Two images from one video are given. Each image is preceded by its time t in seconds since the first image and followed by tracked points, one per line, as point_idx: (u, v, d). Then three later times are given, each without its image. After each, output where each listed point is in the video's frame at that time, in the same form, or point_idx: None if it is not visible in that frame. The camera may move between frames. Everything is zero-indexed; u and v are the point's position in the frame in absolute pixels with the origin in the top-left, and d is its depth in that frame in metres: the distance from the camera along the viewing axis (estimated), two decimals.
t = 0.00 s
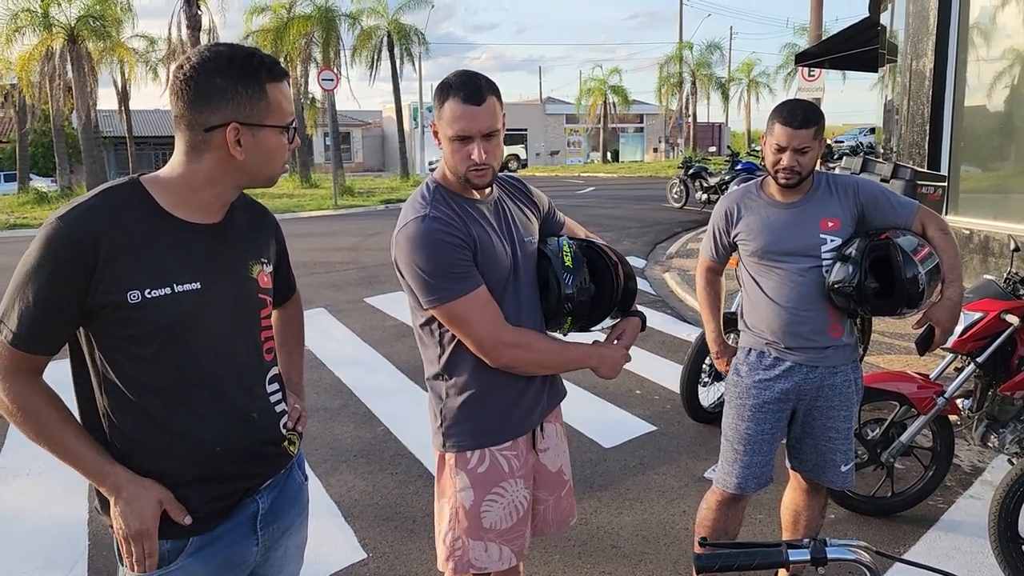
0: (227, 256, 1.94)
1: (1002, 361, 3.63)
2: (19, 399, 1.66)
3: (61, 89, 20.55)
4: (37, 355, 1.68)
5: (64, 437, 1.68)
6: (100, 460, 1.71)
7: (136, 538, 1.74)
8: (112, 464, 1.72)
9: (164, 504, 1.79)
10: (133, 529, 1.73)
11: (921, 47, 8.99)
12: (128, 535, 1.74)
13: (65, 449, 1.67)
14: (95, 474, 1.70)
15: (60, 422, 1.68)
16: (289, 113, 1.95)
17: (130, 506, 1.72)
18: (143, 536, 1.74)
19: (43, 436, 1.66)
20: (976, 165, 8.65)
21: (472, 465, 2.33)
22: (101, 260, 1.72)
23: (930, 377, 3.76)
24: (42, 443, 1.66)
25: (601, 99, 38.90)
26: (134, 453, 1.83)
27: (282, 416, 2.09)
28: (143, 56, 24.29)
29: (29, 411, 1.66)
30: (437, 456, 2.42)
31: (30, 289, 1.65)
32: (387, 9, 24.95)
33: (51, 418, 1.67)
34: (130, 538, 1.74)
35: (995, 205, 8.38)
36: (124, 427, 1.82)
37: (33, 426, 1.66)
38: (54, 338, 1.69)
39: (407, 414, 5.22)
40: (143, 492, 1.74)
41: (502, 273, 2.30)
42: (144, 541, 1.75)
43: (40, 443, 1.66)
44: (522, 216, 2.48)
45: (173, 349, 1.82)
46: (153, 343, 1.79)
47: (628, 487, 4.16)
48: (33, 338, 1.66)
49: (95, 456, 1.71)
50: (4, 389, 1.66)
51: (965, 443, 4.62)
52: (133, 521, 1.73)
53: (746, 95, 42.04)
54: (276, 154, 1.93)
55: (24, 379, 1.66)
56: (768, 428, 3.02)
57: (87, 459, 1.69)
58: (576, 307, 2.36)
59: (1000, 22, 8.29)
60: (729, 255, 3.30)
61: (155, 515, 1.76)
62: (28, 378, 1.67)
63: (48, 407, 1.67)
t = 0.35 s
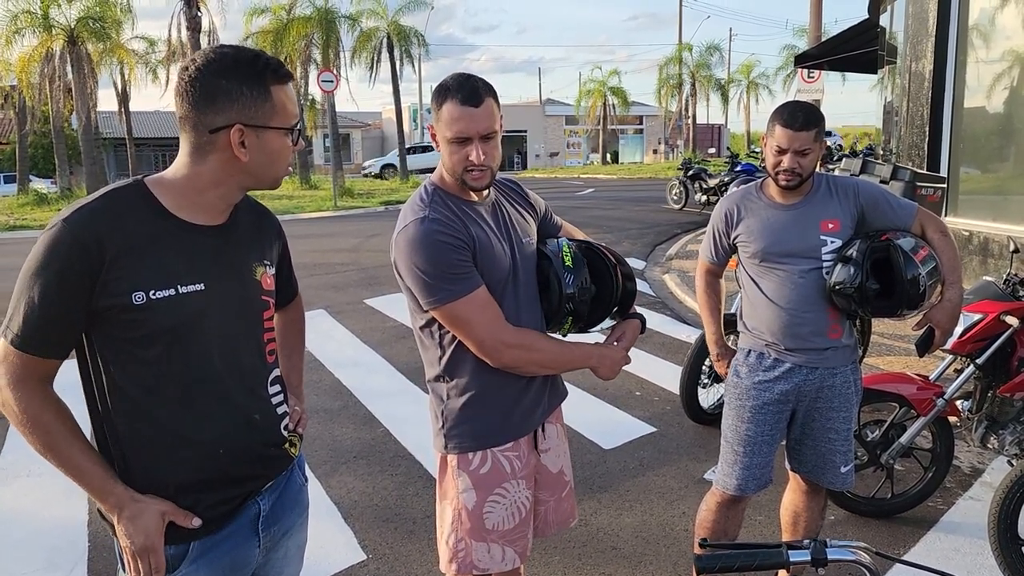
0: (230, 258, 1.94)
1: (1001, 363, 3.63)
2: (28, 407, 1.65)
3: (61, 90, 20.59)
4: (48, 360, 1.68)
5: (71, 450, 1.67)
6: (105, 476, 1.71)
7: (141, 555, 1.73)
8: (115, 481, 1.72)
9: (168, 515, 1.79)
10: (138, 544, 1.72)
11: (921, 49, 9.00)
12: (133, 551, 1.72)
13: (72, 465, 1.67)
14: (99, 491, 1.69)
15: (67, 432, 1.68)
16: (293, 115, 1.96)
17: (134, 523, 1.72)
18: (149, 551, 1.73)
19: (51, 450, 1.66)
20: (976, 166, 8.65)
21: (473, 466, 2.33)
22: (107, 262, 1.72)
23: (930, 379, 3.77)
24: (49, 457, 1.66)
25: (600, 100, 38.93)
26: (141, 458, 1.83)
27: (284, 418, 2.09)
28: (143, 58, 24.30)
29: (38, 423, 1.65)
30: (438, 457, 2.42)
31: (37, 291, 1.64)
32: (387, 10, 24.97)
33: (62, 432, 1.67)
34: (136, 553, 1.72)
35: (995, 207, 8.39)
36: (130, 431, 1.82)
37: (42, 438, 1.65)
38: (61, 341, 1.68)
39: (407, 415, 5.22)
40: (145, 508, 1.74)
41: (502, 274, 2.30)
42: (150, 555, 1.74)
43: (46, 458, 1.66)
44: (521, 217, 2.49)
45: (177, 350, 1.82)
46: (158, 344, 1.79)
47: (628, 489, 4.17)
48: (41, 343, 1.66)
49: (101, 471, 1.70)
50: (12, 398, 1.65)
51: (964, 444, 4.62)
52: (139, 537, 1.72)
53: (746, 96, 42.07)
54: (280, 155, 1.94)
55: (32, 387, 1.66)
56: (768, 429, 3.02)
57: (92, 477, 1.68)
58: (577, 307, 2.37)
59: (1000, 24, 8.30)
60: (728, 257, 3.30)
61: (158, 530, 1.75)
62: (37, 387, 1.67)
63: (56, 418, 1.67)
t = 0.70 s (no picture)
0: (230, 260, 1.94)
1: (999, 364, 3.64)
2: (32, 409, 1.66)
3: (59, 91, 20.59)
4: (51, 361, 1.68)
5: (71, 457, 1.67)
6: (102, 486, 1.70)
7: (141, 565, 1.73)
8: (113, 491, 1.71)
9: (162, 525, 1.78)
10: (135, 554, 1.72)
11: (919, 50, 9.02)
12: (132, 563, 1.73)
13: (72, 473, 1.67)
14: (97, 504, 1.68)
15: (69, 439, 1.68)
16: (294, 114, 1.96)
17: (129, 535, 1.72)
18: (147, 561, 1.73)
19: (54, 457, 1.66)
20: (974, 168, 8.66)
21: (469, 467, 2.33)
22: (108, 263, 1.72)
23: (927, 380, 3.77)
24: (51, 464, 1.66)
25: (599, 102, 38.97)
26: (141, 461, 1.82)
27: (283, 419, 2.09)
28: (141, 59, 24.31)
29: (41, 429, 1.65)
30: (435, 458, 2.42)
31: (38, 293, 1.64)
32: (386, 12, 24.98)
33: (64, 439, 1.67)
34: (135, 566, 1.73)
35: (993, 208, 8.40)
36: (130, 434, 1.81)
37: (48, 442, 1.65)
38: (63, 342, 1.68)
39: (405, 417, 5.22)
40: (141, 519, 1.74)
41: (498, 275, 2.30)
42: (150, 566, 1.74)
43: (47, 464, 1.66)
44: (518, 219, 2.49)
45: (178, 351, 1.82)
46: (158, 345, 1.79)
47: (626, 490, 4.16)
48: (42, 345, 1.66)
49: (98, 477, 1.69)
50: (16, 400, 1.66)
51: (962, 446, 4.62)
52: (135, 547, 1.72)
53: (745, 98, 42.10)
54: (281, 155, 1.93)
55: (34, 390, 1.66)
56: (765, 430, 3.02)
57: (91, 485, 1.68)
58: (574, 308, 2.37)
59: (998, 25, 8.32)
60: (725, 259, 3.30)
61: (156, 538, 1.75)
62: (39, 390, 1.67)
63: (58, 424, 1.67)
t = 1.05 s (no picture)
0: (231, 259, 1.94)
1: (996, 365, 3.64)
2: (42, 414, 1.65)
3: (56, 92, 20.54)
4: (60, 363, 1.67)
5: (81, 462, 1.66)
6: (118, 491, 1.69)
7: None
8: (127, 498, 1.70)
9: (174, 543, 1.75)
10: (146, 565, 1.70)
11: (916, 52, 9.04)
12: None
13: (82, 479, 1.65)
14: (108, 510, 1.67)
15: (79, 444, 1.67)
16: (293, 112, 1.96)
17: (143, 545, 1.69)
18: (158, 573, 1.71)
19: (64, 464, 1.64)
20: (971, 170, 8.67)
21: (466, 468, 2.33)
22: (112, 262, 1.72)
23: (925, 382, 3.77)
24: (62, 471, 1.64)
25: (596, 103, 38.99)
26: (144, 461, 1.82)
27: (281, 419, 2.09)
28: (138, 60, 24.27)
29: (53, 437, 1.64)
30: (432, 459, 2.42)
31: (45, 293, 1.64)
32: (384, 13, 24.98)
33: (75, 444, 1.66)
34: None
35: (990, 210, 8.40)
36: (134, 435, 1.81)
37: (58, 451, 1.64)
38: (69, 342, 1.67)
39: (403, 418, 5.22)
40: (157, 530, 1.72)
41: (495, 276, 2.30)
42: None
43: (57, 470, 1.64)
44: (515, 220, 2.49)
45: (182, 350, 1.82)
46: (162, 345, 1.79)
47: (624, 492, 4.16)
48: (49, 346, 1.65)
49: (109, 482, 1.68)
50: (26, 404, 1.65)
51: (960, 447, 4.63)
52: (148, 559, 1.70)
53: (742, 99, 42.15)
54: (279, 153, 1.93)
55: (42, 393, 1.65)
56: (763, 431, 3.02)
57: (101, 490, 1.67)
58: (571, 309, 2.37)
59: (995, 27, 8.33)
60: (722, 261, 3.31)
61: (169, 552, 1.73)
62: (48, 394, 1.66)
63: (69, 427, 1.66)
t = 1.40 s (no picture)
0: (230, 259, 1.93)
1: (993, 367, 3.64)
2: (33, 415, 1.63)
3: (54, 93, 20.51)
4: (57, 364, 1.66)
5: (76, 464, 1.65)
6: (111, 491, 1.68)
7: None
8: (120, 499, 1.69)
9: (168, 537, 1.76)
10: (144, 566, 1.69)
11: (914, 54, 9.05)
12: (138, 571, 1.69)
13: (80, 481, 1.64)
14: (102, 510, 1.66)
15: (74, 446, 1.65)
16: (285, 109, 1.95)
17: (139, 544, 1.68)
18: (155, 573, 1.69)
19: (58, 467, 1.63)
20: (969, 171, 8.67)
21: (466, 469, 2.32)
22: (114, 262, 1.72)
23: (923, 383, 3.77)
24: (56, 473, 1.63)
25: (594, 104, 39.03)
26: (145, 462, 1.82)
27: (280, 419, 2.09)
28: (136, 61, 24.25)
29: (48, 439, 1.63)
30: (432, 460, 2.41)
31: (45, 293, 1.63)
32: (382, 14, 24.99)
33: (70, 447, 1.65)
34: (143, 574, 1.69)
35: (987, 211, 8.41)
36: (134, 435, 1.81)
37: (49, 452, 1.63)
38: (70, 343, 1.67)
39: (401, 419, 5.22)
40: (148, 528, 1.71)
41: (494, 276, 2.30)
42: None
43: (51, 473, 1.63)
44: (513, 221, 2.49)
45: (185, 350, 1.81)
46: (162, 345, 1.78)
47: (622, 493, 4.16)
48: (46, 347, 1.64)
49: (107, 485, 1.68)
50: (18, 407, 1.63)
51: (957, 448, 4.63)
52: (144, 558, 1.68)
53: (740, 101, 42.20)
54: (267, 149, 1.90)
55: (37, 397, 1.64)
56: (761, 433, 3.02)
57: (97, 493, 1.66)
58: (570, 310, 2.36)
59: (992, 29, 8.35)
60: (719, 262, 3.31)
61: (164, 551, 1.72)
62: (44, 395, 1.65)
63: (64, 430, 1.65)
